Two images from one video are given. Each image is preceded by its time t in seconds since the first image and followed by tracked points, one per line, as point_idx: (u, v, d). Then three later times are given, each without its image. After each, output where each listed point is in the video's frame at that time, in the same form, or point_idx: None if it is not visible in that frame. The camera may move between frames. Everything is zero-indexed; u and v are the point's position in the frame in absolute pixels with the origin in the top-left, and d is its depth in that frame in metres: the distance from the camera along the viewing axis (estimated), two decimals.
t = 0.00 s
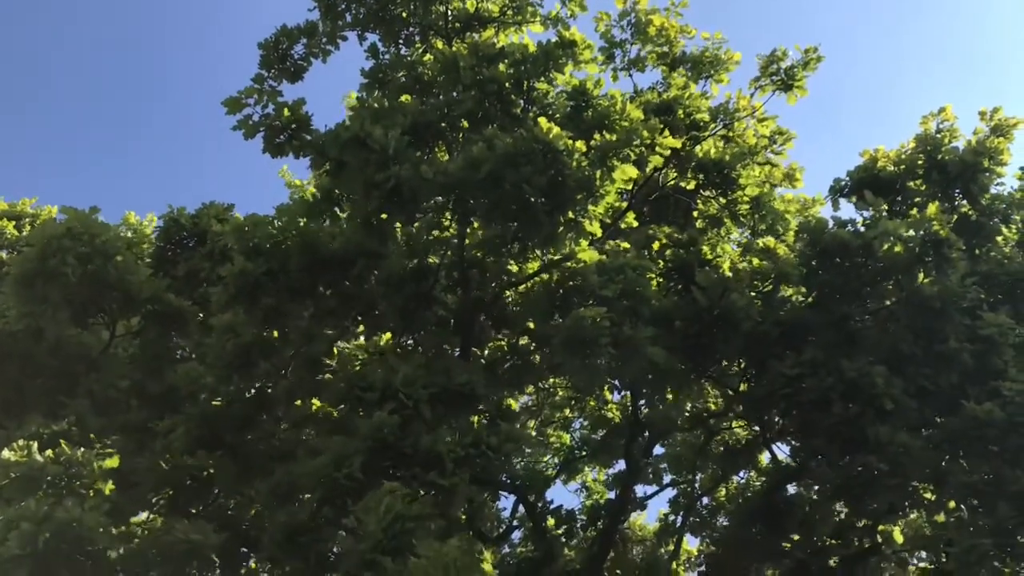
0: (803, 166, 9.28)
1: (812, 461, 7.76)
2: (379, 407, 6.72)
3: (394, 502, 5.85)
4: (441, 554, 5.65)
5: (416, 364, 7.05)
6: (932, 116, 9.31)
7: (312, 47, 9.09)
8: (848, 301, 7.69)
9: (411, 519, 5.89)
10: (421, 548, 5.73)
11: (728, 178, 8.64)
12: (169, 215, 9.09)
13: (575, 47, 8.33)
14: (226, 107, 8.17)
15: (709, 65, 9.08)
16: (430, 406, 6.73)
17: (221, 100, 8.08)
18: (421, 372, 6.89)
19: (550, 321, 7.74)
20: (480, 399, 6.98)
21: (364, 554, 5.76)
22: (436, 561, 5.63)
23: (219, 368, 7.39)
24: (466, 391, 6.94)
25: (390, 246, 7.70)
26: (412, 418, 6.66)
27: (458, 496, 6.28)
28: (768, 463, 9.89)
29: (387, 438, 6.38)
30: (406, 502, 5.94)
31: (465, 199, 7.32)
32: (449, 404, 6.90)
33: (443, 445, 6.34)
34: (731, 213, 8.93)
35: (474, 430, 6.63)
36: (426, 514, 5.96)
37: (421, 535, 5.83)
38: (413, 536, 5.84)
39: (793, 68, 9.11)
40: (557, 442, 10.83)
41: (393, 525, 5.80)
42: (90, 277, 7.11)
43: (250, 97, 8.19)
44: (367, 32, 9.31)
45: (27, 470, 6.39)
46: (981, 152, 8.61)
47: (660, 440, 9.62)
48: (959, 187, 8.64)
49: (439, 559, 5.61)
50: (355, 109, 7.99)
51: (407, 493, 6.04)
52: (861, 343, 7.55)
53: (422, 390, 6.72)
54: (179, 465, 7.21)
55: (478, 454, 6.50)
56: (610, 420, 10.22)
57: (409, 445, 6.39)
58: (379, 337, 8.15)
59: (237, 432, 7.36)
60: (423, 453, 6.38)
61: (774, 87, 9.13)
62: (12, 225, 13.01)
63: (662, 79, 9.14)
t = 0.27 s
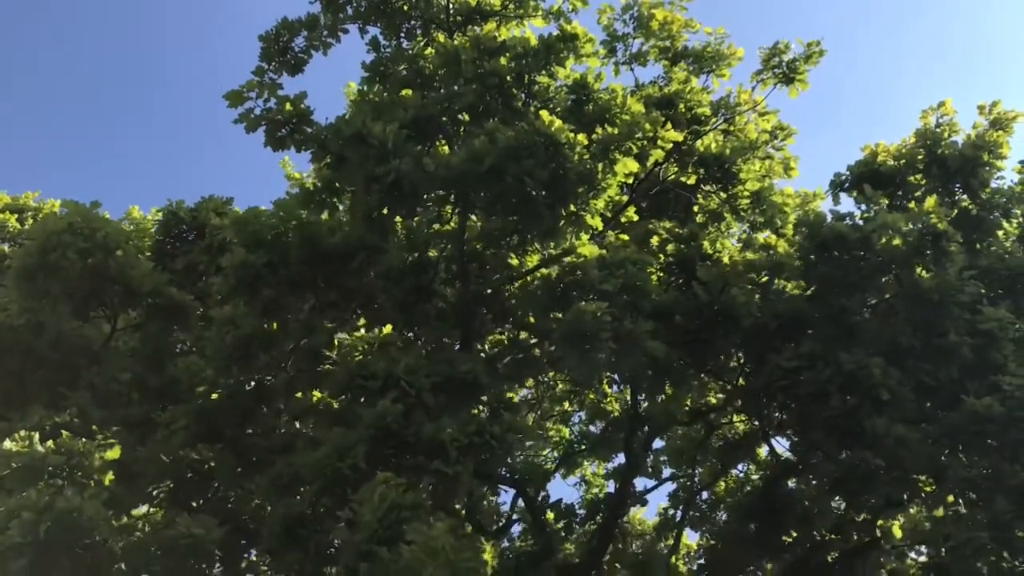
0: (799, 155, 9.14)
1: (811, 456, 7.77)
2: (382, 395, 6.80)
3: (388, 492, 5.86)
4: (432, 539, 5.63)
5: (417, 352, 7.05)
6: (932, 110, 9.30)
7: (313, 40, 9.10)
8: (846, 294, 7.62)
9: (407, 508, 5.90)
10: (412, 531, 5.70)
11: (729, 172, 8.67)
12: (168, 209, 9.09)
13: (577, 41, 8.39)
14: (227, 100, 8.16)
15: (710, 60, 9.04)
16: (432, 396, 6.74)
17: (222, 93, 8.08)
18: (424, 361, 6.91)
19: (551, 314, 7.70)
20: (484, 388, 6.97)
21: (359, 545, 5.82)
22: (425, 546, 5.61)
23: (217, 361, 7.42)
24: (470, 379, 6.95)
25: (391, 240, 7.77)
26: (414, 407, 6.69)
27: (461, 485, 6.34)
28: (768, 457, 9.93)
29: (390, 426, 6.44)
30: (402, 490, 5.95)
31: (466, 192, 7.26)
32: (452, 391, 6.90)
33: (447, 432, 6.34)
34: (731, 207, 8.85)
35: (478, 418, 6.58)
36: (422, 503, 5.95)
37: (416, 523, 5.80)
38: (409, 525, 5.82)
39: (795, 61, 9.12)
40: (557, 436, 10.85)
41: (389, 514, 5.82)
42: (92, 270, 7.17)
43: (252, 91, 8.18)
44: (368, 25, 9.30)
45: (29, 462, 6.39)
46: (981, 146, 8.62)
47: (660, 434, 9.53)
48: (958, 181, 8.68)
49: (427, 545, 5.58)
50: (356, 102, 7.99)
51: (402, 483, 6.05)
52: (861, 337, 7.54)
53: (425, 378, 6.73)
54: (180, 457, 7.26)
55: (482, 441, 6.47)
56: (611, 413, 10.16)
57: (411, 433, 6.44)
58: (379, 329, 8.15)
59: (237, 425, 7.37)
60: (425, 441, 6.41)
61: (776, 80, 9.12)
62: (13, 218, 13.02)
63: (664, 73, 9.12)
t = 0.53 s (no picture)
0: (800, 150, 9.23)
1: (812, 449, 7.79)
2: (385, 385, 6.82)
3: (396, 479, 5.92)
4: (435, 526, 5.61)
5: (420, 344, 7.08)
6: (936, 104, 9.30)
7: (315, 33, 9.12)
8: (844, 288, 7.62)
9: (414, 495, 5.95)
10: (416, 520, 5.71)
11: (731, 166, 8.70)
12: (169, 201, 9.08)
13: (579, 35, 8.30)
14: (229, 91, 8.17)
15: (711, 54, 9.05)
16: (436, 388, 6.77)
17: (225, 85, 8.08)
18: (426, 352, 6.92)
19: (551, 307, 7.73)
20: (486, 379, 7.01)
21: (367, 531, 5.89)
22: (432, 533, 5.61)
23: (219, 353, 7.46)
24: (472, 371, 6.96)
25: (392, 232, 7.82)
26: (418, 398, 6.69)
27: (463, 475, 6.34)
28: (768, 449, 10.00)
29: (394, 416, 6.47)
30: (407, 477, 5.99)
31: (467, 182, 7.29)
32: (455, 382, 6.93)
33: (450, 423, 6.36)
34: (732, 202, 8.90)
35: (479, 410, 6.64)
36: (429, 490, 5.98)
37: (423, 511, 5.83)
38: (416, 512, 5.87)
39: (796, 54, 9.09)
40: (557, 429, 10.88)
41: (398, 500, 5.89)
42: (95, 261, 7.20)
43: (253, 83, 8.18)
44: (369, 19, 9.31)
45: (33, 451, 6.36)
46: (984, 140, 8.63)
47: (661, 426, 9.47)
48: (961, 175, 8.64)
49: (433, 531, 5.59)
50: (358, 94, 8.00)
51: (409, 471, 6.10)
52: (860, 330, 7.53)
53: (428, 368, 6.75)
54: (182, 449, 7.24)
55: (483, 431, 6.55)
56: (610, 405, 10.26)
57: (415, 423, 6.48)
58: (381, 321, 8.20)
59: (239, 417, 7.39)
60: (429, 431, 6.46)
61: (777, 73, 9.13)
62: (13, 210, 13.01)
63: (665, 67, 9.11)
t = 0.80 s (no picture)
0: (802, 144, 9.12)
1: (811, 441, 7.79)
2: (385, 376, 6.82)
3: (405, 468, 6.00)
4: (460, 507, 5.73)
5: (420, 335, 7.09)
6: (940, 97, 9.27)
7: (315, 23, 9.12)
8: (846, 281, 7.63)
9: (423, 483, 6.02)
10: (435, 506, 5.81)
11: (731, 157, 8.68)
12: (169, 192, 9.07)
13: (579, 25, 8.27)
14: (229, 80, 8.16)
15: (711, 46, 8.99)
16: (437, 379, 6.77)
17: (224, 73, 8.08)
18: (426, 343, 6.92)
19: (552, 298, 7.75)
20: (486, 370, 7.03)
21: (377, 517, 5.90)
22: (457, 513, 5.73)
23: (219, 346, 7.38)
24: (472, 361, 6.97)
25: (391, 223, 7.74)
26: (418, 390, 6.69)
27: (465, 464, 6.37)
28: (768, 443, 10.03)
29: (396, 407, 6.47)
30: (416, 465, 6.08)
31: (467, 174, 7.28)
32: (455, 374, 6.94)
33: (450, 413, 6.38)
34: (733, 192, 8.85)
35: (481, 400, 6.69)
36: (436, 477, 6.07)
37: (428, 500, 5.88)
38: (425, 501, 5.92)
39: (797, 46, 9.08)
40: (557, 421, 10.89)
41: (406, 488, 5.95)
42: (96, 249, 7.19)
43: (253, 71, 8.18)
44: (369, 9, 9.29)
45: (33, 440, 6.36)
46: (988, 133, 8.58)
47: (660, 418, 9.52)
48: (964, 168, 8.63)
49: (459, 511, 5.71)
50: (358, 84, 7.99)
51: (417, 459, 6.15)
52: (862, 323, 7.50)
53: (428, 360, 6.76)
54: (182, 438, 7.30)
55: (485, 421, 6.57)
56: (610, 398, 10.21)
57: (416, 414, 6.49)
58: (380, 312, 8.17)
59: (239, 407, 7.39)
60: (430, 421, 6.47)
61: (778, 65, 9.09)
62: (13, 201, 12.99)
63: (666, 58, 9.07)
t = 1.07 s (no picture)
0: (802, 133, 9.12)
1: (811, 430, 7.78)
2: (385, 363, 6.83)
3: (408, 455, 6.00)
4: (464, 498, 5.82)
5: (419, 322, 7.08)
6: (941, 86, 9.24)
7: (313, 11, 9.09)
8: (850, 271, 7.51)
9: (425, 472, 6.02)
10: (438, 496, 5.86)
11: (731, 144, 8.61)
12: (169, 178, 9.03)
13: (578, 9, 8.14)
14: (227, 68, 8.12)
15: (710, 32, 8.98)
16: (435, 365, 6.79)
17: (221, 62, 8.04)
18: (426, 331, 6.95)
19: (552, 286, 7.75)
20: (485, 356, 7.04)
21: (380, 505, 5.90)
22: (461, 503, 5.82)
23: (218, 329, 7.51)
24: (471, 348, 7.01)
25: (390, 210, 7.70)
26: (417, 375, 6.74)
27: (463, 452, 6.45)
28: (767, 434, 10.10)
29: (395, 394, 6.51)
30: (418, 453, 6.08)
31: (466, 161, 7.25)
32: (454, 361, 6.96)
33: (450, 400, 6.42)
34: (733, 180, 8.85)
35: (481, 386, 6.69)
36: (438, 466, 6.10)
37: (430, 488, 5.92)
38: (427, 490, 5.93)
39: (794, 28, 9.03)
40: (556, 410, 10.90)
41: (409, 476, 5.96)
42: (93, 236, 7.12)
43: (251, 59, 8.14)
44: None
45: (28, 423, 6.43)
46: (988, 124, 8.53)
47: (659, 407, 9.55)
48: (965, 159, 8.60)
49: (463, 501, 5.80)
50: (357, 71, 7.98)
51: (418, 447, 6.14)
52: (861, 315, 7.43)
53: (427, 347, 6.80)
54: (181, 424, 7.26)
55: (484, 408, 6.59)
56: (609, 388, 10.16)
57: (415, 401, 6.53)
58: (380, 300, 8.11)
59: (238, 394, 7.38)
60: (429, 408, 6.50)
61: (776, 48, 9.03)
62: (9, 187, 12.93)
63: (665, 45, 8.97)
